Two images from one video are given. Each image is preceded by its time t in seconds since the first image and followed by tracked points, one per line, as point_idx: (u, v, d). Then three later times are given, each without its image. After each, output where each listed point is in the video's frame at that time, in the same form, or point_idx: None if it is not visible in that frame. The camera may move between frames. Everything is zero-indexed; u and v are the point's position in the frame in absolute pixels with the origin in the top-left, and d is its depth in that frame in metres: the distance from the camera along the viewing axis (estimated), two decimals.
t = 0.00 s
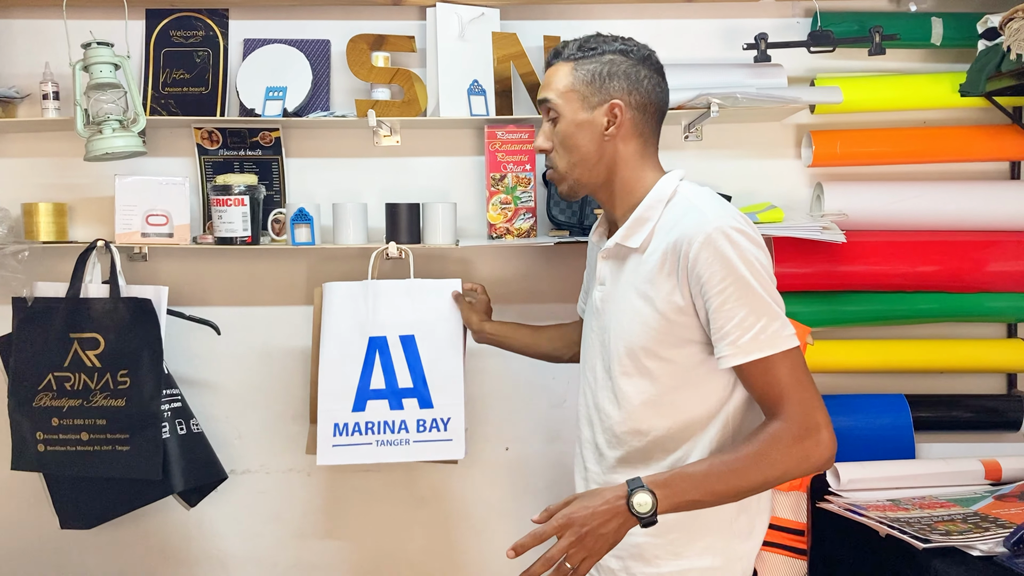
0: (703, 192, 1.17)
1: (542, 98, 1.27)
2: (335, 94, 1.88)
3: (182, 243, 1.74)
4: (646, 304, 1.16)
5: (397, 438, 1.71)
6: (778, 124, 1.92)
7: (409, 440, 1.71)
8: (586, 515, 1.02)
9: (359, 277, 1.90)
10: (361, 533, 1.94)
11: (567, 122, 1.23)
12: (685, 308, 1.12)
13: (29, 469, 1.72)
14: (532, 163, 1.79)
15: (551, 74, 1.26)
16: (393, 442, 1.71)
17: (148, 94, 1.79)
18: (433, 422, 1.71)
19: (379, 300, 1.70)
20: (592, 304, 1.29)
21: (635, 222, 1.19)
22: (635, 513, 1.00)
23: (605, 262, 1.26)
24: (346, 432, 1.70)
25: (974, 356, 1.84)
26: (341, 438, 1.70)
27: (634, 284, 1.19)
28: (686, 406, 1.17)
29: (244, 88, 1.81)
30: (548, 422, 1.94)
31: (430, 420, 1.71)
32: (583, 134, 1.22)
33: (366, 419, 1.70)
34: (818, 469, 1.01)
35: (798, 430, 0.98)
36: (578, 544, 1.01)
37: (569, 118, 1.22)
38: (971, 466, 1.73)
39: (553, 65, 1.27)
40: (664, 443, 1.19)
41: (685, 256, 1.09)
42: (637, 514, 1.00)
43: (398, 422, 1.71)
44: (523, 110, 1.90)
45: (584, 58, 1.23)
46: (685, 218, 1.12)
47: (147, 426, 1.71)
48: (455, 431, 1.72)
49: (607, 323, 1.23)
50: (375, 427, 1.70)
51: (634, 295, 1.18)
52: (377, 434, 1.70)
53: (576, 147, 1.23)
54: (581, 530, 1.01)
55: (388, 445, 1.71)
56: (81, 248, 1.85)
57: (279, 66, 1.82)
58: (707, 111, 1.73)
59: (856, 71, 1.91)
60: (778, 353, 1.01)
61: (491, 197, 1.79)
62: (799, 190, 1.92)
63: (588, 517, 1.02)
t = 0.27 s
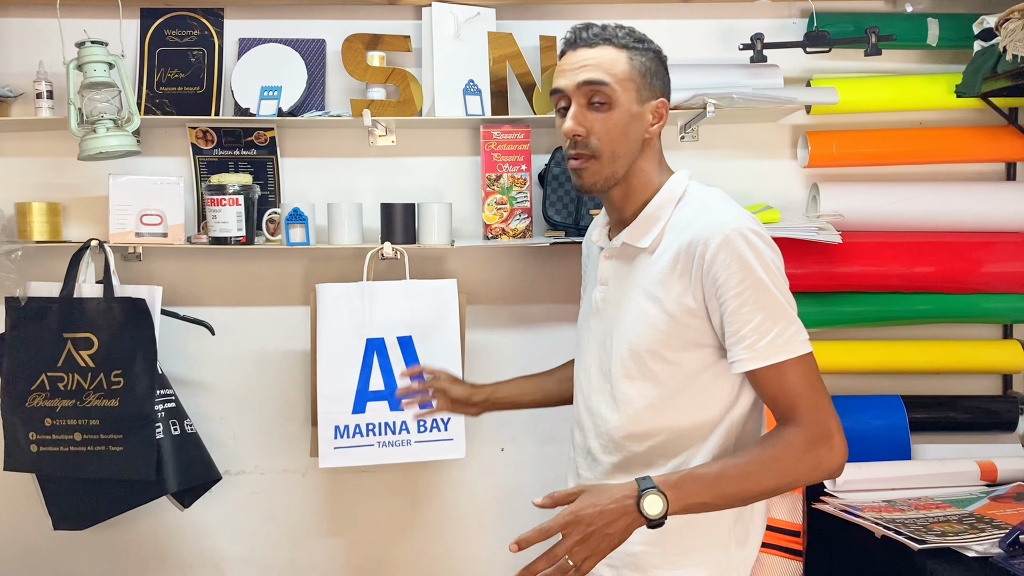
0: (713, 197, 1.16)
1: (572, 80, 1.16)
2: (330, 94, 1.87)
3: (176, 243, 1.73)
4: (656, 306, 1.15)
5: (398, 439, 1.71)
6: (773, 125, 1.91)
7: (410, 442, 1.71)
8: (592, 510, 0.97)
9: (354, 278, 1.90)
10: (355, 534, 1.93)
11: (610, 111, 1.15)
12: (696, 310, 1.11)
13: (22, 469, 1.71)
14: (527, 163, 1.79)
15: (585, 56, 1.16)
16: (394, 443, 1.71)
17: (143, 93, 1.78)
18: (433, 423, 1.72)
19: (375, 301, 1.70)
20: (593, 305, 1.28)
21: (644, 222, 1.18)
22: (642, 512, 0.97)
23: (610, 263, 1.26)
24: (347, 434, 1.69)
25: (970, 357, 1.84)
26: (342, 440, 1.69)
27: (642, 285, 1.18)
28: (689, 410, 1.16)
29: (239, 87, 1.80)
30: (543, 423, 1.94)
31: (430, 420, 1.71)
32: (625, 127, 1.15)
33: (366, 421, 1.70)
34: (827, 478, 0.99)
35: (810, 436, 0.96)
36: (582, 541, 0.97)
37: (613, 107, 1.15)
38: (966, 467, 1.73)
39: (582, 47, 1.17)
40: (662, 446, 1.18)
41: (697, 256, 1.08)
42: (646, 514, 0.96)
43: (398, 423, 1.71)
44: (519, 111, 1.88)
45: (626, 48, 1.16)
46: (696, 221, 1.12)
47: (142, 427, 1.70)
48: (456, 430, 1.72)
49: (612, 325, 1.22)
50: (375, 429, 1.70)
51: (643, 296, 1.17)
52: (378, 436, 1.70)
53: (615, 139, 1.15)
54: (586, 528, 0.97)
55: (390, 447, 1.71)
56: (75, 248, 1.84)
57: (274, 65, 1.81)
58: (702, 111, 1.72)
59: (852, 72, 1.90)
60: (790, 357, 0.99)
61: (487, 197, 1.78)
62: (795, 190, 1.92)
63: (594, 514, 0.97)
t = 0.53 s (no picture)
0: (740, 199, 1.15)
1: (604, 71, 1.11)
2: (325, 95, 1.87)
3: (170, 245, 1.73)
4: (693, 306, 1.10)
5: (398, 442, 1.70)
6: (769, 127, 1.91)
7: (411, 445, 1.70)
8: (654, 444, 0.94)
9: (349, 279, 1.89)
10: (350, 537, 1.92)
11: (645, 104, 1.11)
12: (738, 309, 1.08)
13: (14, 472, 1.70)
14: (522, 165, 1.79)
15: (618, 46, 1.11)
16: (395, 446, 1.70)
17: (137, 94, 1.77)
18: (434, 424, 1.71)
19: (371, 303, 1.69)
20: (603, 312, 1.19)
21: (669, 219, 1.13)
22: (698, 468, 0.95)
23: (623, 264, 1.18)
24: (347, 437, 1.69)
25: (964, 360, 1.84)
26: (343, 444, 1.69)
27: (673, 285, 1.12)
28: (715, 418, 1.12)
29: (233, 88, 1.80)
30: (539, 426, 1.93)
31: (430, 421, 1.71)
32: (657, 121, 1.12)
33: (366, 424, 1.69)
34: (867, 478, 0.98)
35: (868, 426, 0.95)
36: (634, 465, 0.95)
37: (647, 99, 1.11)
38: (961, 469, 1.72)
39: (611, 37, 1.12)
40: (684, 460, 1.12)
41: (745, 254, 1.06)
42: (703, 476, 0.95)
43: (398, 425, 1.70)
44: (514, 112, 1.89)
45: (656, 39, 1.13)
46: (736, 220, 1.09)
47: (135, 429, 1.69)
48: (456, 431, 1.72)
49: (636, 329, 1.14)
50: (376, 432, 1.69)
51: (677, 297, 1.11)
52: (379, 439, 1.69)
53: (650, 134, 1.11)
54: (642, 455, 0.94)
55: (391, 450, 1.70)
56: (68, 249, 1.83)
57: (268, 66, 1.81)
58: (698, 113, 1.72)
59: (848, 74, 1.90)
60: (841, 355, 0.98)
61: (482, 199, 1.77)
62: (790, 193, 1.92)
63: (657, 451, 0.94)
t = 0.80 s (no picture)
0: (760, 202, 1.09)
1: (626, 71, 1.03)
2: (318, 99, 1.87)
3: (162, 249, 1.72)
4: (730, 318, 1.03)
5: (387, 447, 1.70)
6: (761, 132, 1.92)
7: (400, 450, 1.70)
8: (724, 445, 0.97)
9: (342, 283, 1.89)
10: (343, 542, 1.92)
11: (670, 105, 1.04)
12: (778, 319, 1.02)
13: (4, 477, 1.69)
14: (516, 169, 1.79)
15: (640, 43, 1.03)
16: (384, 451, 1.70)
17: (129, 98, 1.77)
18: (423, 430, 1.71)
19: (362, 307, 1.69)
20: (622, 328, 1.08)
21: (700, 227, 1.04)
22: (764, 471, 0.96)
23: (648, 277, 1.07)
24: (335, 442, 1.68)
25: (955, 364, 1.85)
26: (331, 449, 1.68)
27: (709, 296, 1.04)
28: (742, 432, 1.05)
29: (226, 92, 1.79)
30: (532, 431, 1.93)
31: (421, 427, 1.71)
32: (681, 123, 1.05)
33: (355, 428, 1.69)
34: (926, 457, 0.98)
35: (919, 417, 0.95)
36: (701, 459, 0.97)
37: (672, 100, 1.04)
38: (952, 474, 1.73)
39: (631, 34, 1.04)
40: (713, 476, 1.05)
41: (790, 260, 1.00)
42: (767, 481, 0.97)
43: (388, 431, 1.70)
44: (508, 117, 1.89)
45: (674, 38, 1.06)
46: (772, 225, 1.04)
47: (127, 434, 1.69)
48: (446, 437, 1.72)
49: (664, 346, 1.05)
50: (365, 437, 1.69)
51: (711, 310, 1.04)
52: (368, 444, 1.69)
53: (674, 136, 1.03)
54: (712, 451, 0.97)
55: (380, 455, 1.69)
56: (60, 253, 1.83)
57: (262, 71, 1.81)
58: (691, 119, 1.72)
59: (840, 79, 1.91)
60: (891, 350, 0.97)
61: (475, 204, 1.78)
62: (782, 198, 1.92)
63: (725, 451, 0.97)
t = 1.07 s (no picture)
0: (764, 210, 1.11)
1: (637, 78, 1.03)
2: (313, 104, 1.86)
3: (156, 254, 1.72)
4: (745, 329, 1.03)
5: (379, 453, 1.69)
6: (755, 138, 1.92)
7: (392, 456, 1.69)
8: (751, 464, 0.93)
9: (336, 289, 1.88)
10: (336, 548, 1.92)
11: (681, 114, 1.04)
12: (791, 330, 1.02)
13: None
14: (511, 174, 1.79)
15: (651, 50, 1.03)
16: (376, 457, 1.69)
17: (123, 103, 1.77)
18: (416, 436, 1.70)
19: (356, 311, 1.69)
20: (632, 341, 1.06)
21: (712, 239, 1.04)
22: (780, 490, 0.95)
23: (661, 289, 1.05)
24: (327, 447, 1.68)
25: (949, 370, 1.85)
26: (323, 454, 1.68)
27: (723, 307, 1.04)
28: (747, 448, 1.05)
29: (220, 97, 1.79)
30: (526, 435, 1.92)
31: (413, 433, 1.70)
32: (693, 131, 1.05)
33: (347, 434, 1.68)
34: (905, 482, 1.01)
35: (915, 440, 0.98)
36: (733, 475, 0.92)
37: (684, 108, 1.04)
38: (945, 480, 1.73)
39: (642, 41, 1.04)
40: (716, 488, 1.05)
41: (805, 272, 1.01)
42: (784, 499, 0.95)
43: (380, 436, 1.69)
44: (502, 123, 1.89)
45: (685, 44, 1.06)
46: (784, 235, 1.05)
47: (119, 439, 1.68)
48: (438, 443, 1.71)
49: (678, 358, 1.04)
50: (357, 443, 1.69)
51: (725, 321, 1.04)
52: (360, 449, 1.69)
53: (687, 145, 1.03)
54: (742, 469, 0.92)
55: (371, 461, 1.69)
56: (53, 258, 1.82)
57: (256, 76, 1.81)
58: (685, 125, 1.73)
59: (833, 85, 1.91)
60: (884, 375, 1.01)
61: (469, 208, 1.77)
62: (776, 204, 1.92)
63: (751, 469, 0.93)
